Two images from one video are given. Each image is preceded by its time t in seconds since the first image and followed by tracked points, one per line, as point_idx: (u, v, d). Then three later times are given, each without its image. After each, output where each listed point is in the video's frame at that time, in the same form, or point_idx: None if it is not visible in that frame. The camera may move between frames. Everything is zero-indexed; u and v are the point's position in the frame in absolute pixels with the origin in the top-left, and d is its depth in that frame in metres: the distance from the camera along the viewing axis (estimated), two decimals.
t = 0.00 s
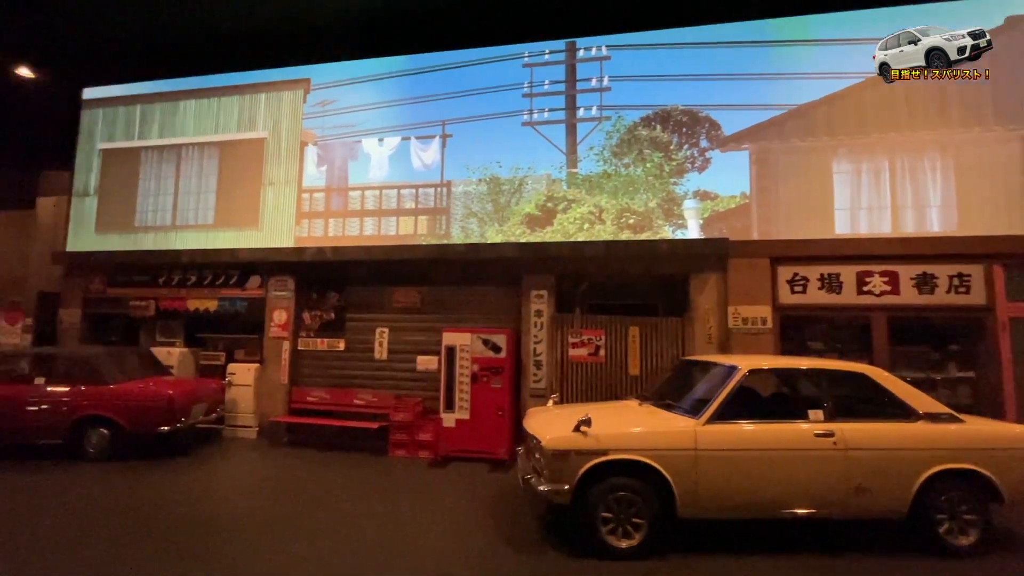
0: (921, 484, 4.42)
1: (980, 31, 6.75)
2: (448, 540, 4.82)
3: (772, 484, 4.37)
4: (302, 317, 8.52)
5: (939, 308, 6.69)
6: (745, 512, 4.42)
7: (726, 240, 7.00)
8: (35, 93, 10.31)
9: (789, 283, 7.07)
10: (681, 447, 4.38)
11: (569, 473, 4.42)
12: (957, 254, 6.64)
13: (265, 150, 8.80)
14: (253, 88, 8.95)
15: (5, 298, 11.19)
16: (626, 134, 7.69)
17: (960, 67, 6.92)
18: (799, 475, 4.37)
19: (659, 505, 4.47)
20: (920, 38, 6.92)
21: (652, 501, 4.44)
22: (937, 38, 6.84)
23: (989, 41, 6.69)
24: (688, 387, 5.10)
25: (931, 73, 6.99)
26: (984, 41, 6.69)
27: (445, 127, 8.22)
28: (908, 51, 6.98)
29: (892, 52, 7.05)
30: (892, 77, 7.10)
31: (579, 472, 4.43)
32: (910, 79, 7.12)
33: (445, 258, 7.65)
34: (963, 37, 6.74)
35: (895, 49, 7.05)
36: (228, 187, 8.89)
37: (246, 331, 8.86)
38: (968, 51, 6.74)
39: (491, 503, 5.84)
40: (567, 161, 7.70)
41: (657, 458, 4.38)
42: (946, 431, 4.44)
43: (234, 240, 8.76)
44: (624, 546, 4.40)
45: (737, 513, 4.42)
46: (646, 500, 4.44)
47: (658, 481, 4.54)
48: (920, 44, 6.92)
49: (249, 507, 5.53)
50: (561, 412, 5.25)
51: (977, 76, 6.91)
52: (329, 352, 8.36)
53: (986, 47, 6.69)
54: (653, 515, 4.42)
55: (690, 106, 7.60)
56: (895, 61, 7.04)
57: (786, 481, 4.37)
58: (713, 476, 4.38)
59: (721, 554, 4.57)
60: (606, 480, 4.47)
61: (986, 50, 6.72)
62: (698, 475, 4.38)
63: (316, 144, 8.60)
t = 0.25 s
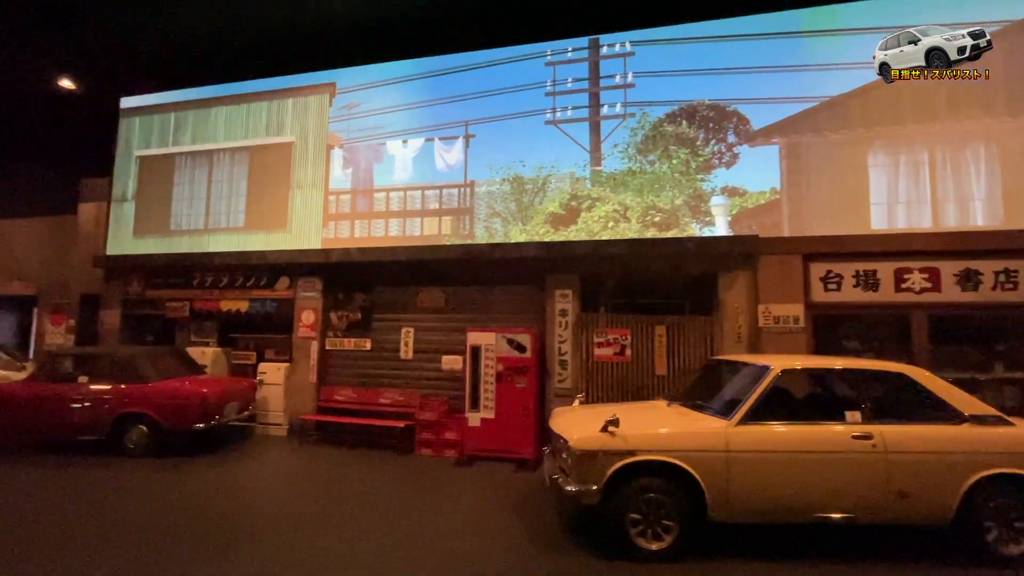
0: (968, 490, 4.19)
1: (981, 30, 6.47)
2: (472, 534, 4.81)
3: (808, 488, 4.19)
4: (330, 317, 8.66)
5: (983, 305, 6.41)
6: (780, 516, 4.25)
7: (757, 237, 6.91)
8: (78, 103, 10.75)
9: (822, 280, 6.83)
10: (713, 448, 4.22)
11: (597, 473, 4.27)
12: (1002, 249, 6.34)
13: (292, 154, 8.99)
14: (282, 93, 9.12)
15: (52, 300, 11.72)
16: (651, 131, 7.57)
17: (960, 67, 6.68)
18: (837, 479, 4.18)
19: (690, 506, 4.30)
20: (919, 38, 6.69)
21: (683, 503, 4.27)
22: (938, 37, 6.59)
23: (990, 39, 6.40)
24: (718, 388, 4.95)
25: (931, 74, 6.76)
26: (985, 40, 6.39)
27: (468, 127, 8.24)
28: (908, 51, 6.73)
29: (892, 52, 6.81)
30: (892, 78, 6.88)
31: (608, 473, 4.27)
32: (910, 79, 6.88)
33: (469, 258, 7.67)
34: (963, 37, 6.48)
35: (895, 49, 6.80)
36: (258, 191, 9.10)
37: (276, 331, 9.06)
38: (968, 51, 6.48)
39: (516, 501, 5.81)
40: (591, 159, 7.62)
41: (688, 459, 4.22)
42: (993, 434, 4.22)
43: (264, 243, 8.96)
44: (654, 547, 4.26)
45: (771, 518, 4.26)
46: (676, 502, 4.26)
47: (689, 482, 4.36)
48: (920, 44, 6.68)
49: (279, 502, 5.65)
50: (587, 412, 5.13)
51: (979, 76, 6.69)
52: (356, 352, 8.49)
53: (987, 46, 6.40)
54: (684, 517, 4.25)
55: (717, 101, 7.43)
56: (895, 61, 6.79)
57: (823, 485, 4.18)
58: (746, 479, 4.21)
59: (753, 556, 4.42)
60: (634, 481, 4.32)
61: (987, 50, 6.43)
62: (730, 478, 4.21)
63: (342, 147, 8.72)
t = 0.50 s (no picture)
0: (1014, 494, 4.01)
1: (980, 31, 6.44)
2: (495, 536, 4.81)
3: (842, 490, 4.07)
4: (354, 317, 8.77)
5: None
6: (813, 519, 4.12)
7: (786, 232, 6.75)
8: (112, 112, 11.10)
9: (855, 277, 6.65)
10: (743, 449, 4.11)
11: (623, 474, 4.20)
12: None
13: (316, 157, 9.12)
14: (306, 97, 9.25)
15: (89, 302, 12.14)
16: (674, 127, 7.45)
17: (960, 67, 6.56)
18: (872, 481, 4.05)
19: (719, 509, 4.20)
20: (919, 38, 6.62)
21: (712, 505, 4.17)
22: (938, 37, 6.56)
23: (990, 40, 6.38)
24: (746, 388, 4.84)
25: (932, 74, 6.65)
26: (984, 40, 6.37)
27: (489, 127, 8.23)
28: (908, 51, 6.66)
29: (892, 52, 6.75)
30: (893, 78, 6.79)
31: (634, 474, 4.21)
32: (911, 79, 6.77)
33: (490, 258, 7.66)
34: (964, 37, 6.44)
35: (895, 49, 6.73)
36: (283, 194, 9.26)
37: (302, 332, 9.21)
38: (968, 51, 6.44)
39: (539, 500, 5.79)
40: (613, 157, 7.54)
41: (717, 460, 4.12)
42: None
43: (289, 245, 9.11)
44: (682, 550, 4.17)
45: (805, 521, 4.13)
46: (705, 504, 4.16)
47: (718, 484, 4.26)
48: (920, 44, 6.61)
49: (306, 499, 5.74)
50: (610, 412, 5.07)
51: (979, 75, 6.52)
52: (380, 351, 8.58)
53: (987, 47, 6.37)
54: (713, 520, 4.15)
55: (742, 95, 7.27)
56: (895, 61, 6.73)
57: (857, 487, 4.05)
58: (777, 480, 4.09)
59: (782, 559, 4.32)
60: (661, 482, 4.23)
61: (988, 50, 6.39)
62: (761, 479, 4.10)
63: (364, 149, 8.81)
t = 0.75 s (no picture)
0: None
1: (981, 30, 6.32)
2: (517, 535, 4.79)
3: (874, 492, 3.94)
4: (375, 317, 8.84)
5: None
6: (845, 522, 4.00)
7: (812, 227, 6.59)
8: (140, 119, 11.39)
9: (885, 273, 6.46)
10: (771, 449, 4.01)
11: (647, 475, 4.14)
12: None
13: (337, 159, 9.21)
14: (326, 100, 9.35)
15: (120, 304, 12.48)
16: (695, 122, 7.32)
17: (959, 67, 6.44)
18: (906, 483, 3.91)
19: (746, 510, 4.09)
20: (919, 37, 6.48)
21: (738, 507, 4.07)
22: (937, 37, 6.43)
23: (990, 40, 6.26)
24: (772, 388, 4.72)
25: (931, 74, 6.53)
26: (984, 40, 6.25)
27: (507, 126, 8.21)
28: (908, 51, 6.52)
29: (892, 52, 6.61)
30: (892, 78, 6.65)
31: (658, 474, 4.13)
32: (910, 79, 6.63)
33: (509, 258, 7.64)
34: (964, 37, 6.31)
35: (895, 49, 6.60)
36: (305, 196, 9.38)
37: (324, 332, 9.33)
38: (968, 51, 6.32)
39: (561, 500, 5.75)
40: (632, 154, 7.45)
41: (744, 461, 4.02)
42: None
43: (311, 246, 9.23)
44: (707, 552, 4.07)
45: (836, 524, 4.01)
46: (731, 506, 4.07)
47: (744, 486, 4.16)
48: (920, 44, 6.47)
49: (329, 498, 5.78)
50: (632, 412, 5.00)
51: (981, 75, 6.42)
52: (400, 351, 8.65)
53: (987, 47, 6.25)
54: (739, 521, 4.05)
55: (765, 88, 7.11)
56: (894, 61, 6.60)
57: (890, 489, 3.93)
58: (807, 482, 3.98)
59: (813, 564, 4.19)
60: (685, 483, 4.16)
61: (988, 50, 6.28)
62: (790, 481, 3.99)
63: (384, 150, 8.86)
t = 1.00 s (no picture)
0: None
1: (980, 30, 6.24)
2: (534, 534, 4.77)
3: (903, 494, 3.83)
4: (392, 317, 8.90)
5: None
6: (872, 525, 3.89)
7: (835, 223, 6.45)
8: (163, 125, 11.61)
9: (911, 269, 6.28)
10: (796, 450, 3.93)
11: (668, 475, 4.08)
12: None
13: (353, 161, 9.29)
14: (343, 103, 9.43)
15: (145, 305, 12.76)
16: (713, 117, 7.21)
17: (959, 67, 6.35)
18: (937, 484, 3.80)
19: (770, 512, 4.01)
20: (919, 37, 6.36)
21: (761, 507, 4.00)
22: (938, 37, 6.33)
23: (990, 40, 6.19)
24: (794, 387, 4.63)
25: (931, 74, 6.40)
26: (984, 40, 6.17)
27: (521, 125, 8.18)
28: (908, 51, 6.41)
29: (892, 52, 6.50)
30: (892, 78, 6.51)
31: (679, 475, 4.08)
32: (910, 79, 6.48)
33: (525, 257, 7.62)
34: (964, 36, 6.23)
35: (894, 49, 6.49)
36: (322, 197, 9.47)
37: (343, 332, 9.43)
38: (968, 51, 6.24)
39: (579, 499, 5.72)
40: (649, 151, 7.37)
41: (767, 461, 3.95)
42: None
43: (329, 247, 9.31)
44: (731, 553, 4.00)
45: (863, 526, 3.91)
46: (754, 506, 4.00)
47: (768, 486, 4.08)
48: (920, 43, 6.36)
49: (347, 496, 5.83)
50: (652, 411, 4.94)
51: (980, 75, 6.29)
52: (418, 351, 8.69)
53: (988, 47, 6.18)
54: (763, 522, 3.97)
55: (785, 82, 6.97)
56: (895, 61, 6.48)
57: (919, 491, 3.81)
58: (834, 483, 3.89)
59: (839, 566, 4.09)
60: (706, 484, 4.10)
61: (988, 50, 6.20)
62: (815, 482, 3.91)
63: (399, 151, 8.90)
